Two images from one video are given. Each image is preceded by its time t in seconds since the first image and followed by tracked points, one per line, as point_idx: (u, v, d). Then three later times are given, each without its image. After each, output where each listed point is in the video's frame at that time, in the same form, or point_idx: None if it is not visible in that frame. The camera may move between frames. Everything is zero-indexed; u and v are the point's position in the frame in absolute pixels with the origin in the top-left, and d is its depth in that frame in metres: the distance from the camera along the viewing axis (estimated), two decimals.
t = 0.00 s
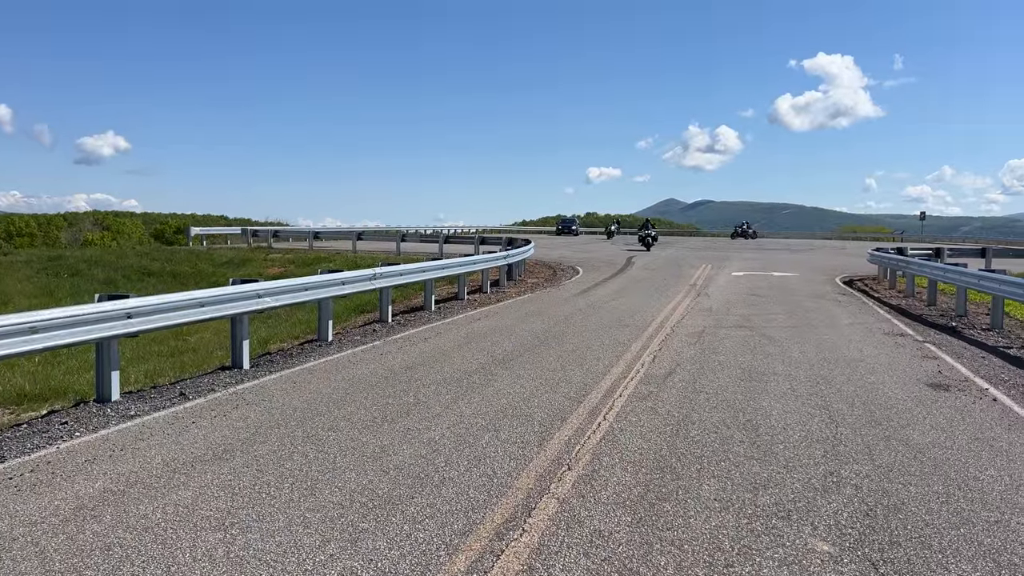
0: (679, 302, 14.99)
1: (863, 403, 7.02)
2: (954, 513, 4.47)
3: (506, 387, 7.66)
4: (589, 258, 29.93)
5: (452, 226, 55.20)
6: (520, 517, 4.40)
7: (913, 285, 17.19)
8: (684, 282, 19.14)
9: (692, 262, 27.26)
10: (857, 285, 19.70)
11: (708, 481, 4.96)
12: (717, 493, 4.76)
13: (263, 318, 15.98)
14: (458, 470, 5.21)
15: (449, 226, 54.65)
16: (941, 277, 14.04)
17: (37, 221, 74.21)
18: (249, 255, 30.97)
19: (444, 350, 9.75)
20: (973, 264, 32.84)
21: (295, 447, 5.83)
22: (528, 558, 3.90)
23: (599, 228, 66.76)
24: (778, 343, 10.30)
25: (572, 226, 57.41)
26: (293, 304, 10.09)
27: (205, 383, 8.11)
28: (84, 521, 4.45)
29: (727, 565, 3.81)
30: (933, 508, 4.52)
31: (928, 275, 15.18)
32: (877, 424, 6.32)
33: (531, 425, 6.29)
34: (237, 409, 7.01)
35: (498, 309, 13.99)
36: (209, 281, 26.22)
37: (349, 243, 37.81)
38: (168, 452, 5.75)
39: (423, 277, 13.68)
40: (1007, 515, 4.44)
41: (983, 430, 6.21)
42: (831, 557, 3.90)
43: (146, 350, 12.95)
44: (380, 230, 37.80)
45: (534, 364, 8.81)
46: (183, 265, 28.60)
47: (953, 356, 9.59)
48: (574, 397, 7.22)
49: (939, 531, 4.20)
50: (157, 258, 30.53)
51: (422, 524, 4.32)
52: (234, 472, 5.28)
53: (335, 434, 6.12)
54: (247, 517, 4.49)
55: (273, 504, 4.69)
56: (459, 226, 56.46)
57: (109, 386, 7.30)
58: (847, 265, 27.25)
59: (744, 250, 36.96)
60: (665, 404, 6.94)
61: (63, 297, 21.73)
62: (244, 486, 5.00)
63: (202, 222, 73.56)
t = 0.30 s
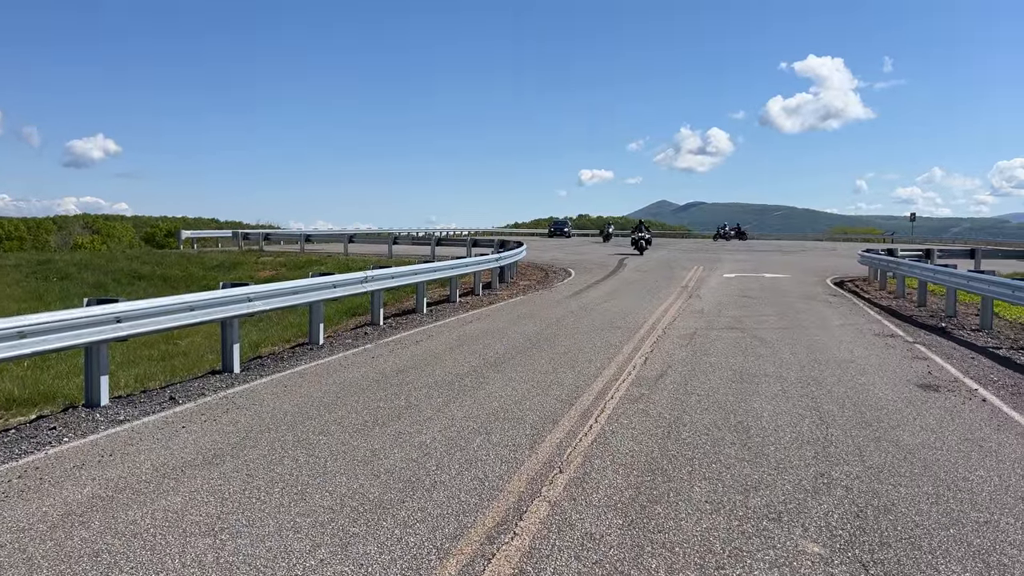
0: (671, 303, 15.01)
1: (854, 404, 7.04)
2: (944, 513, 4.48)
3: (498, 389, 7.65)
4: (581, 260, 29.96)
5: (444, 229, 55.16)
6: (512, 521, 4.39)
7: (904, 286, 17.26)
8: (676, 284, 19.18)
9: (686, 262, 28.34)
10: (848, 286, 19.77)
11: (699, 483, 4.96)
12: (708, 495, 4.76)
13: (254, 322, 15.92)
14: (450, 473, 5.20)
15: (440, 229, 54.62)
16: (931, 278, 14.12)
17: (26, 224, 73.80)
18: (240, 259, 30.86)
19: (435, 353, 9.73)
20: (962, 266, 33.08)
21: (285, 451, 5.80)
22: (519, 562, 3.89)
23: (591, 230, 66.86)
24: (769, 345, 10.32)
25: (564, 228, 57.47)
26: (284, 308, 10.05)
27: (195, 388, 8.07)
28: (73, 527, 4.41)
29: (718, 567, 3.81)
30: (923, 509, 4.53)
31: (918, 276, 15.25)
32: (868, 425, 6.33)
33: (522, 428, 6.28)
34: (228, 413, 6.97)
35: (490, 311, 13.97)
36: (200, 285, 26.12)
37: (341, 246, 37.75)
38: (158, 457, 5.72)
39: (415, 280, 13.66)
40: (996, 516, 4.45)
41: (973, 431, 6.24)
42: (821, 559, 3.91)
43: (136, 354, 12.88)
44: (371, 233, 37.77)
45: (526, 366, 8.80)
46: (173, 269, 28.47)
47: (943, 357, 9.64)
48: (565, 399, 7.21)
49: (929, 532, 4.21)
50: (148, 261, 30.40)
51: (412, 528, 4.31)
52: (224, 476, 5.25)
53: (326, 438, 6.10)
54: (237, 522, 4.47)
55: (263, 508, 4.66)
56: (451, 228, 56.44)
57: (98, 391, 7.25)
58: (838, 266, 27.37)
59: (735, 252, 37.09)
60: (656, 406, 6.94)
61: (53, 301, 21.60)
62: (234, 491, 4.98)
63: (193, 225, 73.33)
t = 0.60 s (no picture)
0: (663, 305, 15.03)
1: (846, 405, 7.06)
2: (935, 514, 4.50)
3: (490, 392, 7.64)
4: (573, 261, 29.98)
5: (437, 231, 55.12)
6: (504, 524, 4.38)
7: (895, 287, 17.33)
8: (669, 286, 19.20)
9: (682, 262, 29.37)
10: (839, 287, 19.84)
11: (692, 485, 4.96)
12: (700, 497, 4.76)
13: (245, 325, 15.86)
14: (442, 477, 5.19)
15: (434, 231, 54.59)
16: (922, 279, 14.19)
17: (16, 228, 73.44)
18: (232, 261, 30.74)
19: (428, 356, 9.71)
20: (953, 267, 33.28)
21: (277, 455, 5.77)
22: (512, 565, 3.88)
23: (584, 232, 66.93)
24: (761, 346, 10.34)
25: (556, 230, 57.51)
26: (276, 311, 10.01)
27: (186, 392, 8.02)
28: (62, 532, 4.38)
29: (711, 569, 3.81)
30: (914, 510, 4.55)
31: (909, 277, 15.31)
32: (859, 426, 6.35)
33: (515, 430, 6.27)
34: (219, 417, 6.94)
35: (483, 314, 13.95)
36: (192, 288, 26.01)
37: (333, 249, 37.70)
38: (148, 462, 5.68)
39: (408, 282, 13.64)
40: (988, 516, 4.47)
41: (964, 431, 6.27)
42: (813, 560, 3.91)
43: (127, 358, 12.81)
44: (364, 236, 37.70)
45: (518, 368, 8.79)
46: (165, 272, 28.34)
47: (934, 358, 9.68)
48: (558, 402, 7.21)
49: (920, 533, 4.22)
50: (139, 264, 30.27)
51: (405, 532, 4.29)
52: (215, 481, 5.22)
53: (318, 442, 6.07)
54: (228, 526, 4.44)
55: (255, 512, 4.64)
56: (444, 231, 56.43)
57: (89, 395, 7.21)
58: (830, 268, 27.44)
59: (727, 253, 37.17)
60: (649, 408, 6.95)
61: (43, 305, 21.47)
62: (226, 495, 4.95)
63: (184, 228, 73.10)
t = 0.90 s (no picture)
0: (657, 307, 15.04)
1: (839, 407, 7.08)
2: (929, 515, 4.51)
3: (485, 394, 7.63)
4: (567, 263, 30.02)
5: (431, 233, 55.08)
6: (499, 527, 4.37)
7: (888, 288, 17.38)
8: (663, 287, 19.21)
9: (676, 259, 32.97)
10: (833, 288, 19.90)
11: (686, 487, 4.96)
12: (695, 499, 4.77)
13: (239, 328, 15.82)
14: (437, 479, 5.18)
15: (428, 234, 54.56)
16: (914, 280, 14.26)
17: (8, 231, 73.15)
18: (225, 264, 30.71)
19: (422, 359, 9.70)
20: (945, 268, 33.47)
21: (270, 458, 5.75)
22: (507, 568, 3.87)
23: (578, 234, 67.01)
24: (755, 348, 10.36)
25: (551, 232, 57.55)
26: (269, 314, 9.98)
27: (179, 395, 7.98)
28: (55, 537, 4.35)
29: (706, 571, 3.82)
30: (908, 511, 4.56)
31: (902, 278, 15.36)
32: (853, 428, 6.36)
33: (509, 433, 6.27)
34: (212, 421, 6.92)
35: (477, 316, 13.94)
36: (185, 291, 25.95)
37: (327, 252, 37.66)
38: (141, 466, 5.65)
39: (402, 284, 13.62)
40: (981, 517, 4.48)
41: (956, 432, 6.30)
42: (808, 562, 3.91)
43: (119, 361, 12.75)
44: (357, 238, 37.68)
45: (512, 371, 8.79)
46: (158, 275, 28.27)
47: (927, 359, 9.71)
48: (552, 404, 7.21)
49: (914, 534, 4.23)
50: (132, 267, 30.19)
51: (399, 535, 4.28)
52: (209, 484, 5.20)
53: (312, 445, 6.06)
54: (222, 530, 4.42)
55: (249, 516, 4.62)
56: (438, 233, 56.41)
57: (81, 399, 7.17)
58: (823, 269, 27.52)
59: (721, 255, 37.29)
60: (643, 410, 6.95)
61: (35, 309, 21.38)
62: (219, 499, 4.93)
63: (177, 231, 72.96)
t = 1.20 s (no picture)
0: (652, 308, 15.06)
1: (835, 408, 7.09)
2: (924, 516, 4.51)
3: (481, 396, 7.62)
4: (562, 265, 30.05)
5: (426, 235, 55.05)
6: (495, 529, 4.36)
7: (883, 289, 17.41)
8: (658, 289, 19.23)
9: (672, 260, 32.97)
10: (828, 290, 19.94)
11: (682, 488, 4.96)
12: (691, 500, 4.76)
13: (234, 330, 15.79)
14: (432, 481, 5.17)
15: (423, 236, 54.51)
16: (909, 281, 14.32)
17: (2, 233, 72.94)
18: (220, 266, 30.65)
19: (418, 361, 9.68)
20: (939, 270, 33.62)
21: (265, 461, 5.74)
22: (503, 570, 3.86)
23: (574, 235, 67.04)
24: (750, 349, 10.36)
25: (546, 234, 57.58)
26: (264, 316, 9.96)
27: (174, 398, 7.95)
28: (49, 541, 4.33)
29: (702, 572, 3.82)
30: (903, 512, 4.57)
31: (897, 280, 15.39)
32: (848, 429, 6.37)
33: (505, 435, 6.26)
34: (207, 423, 6.89)
35: (472, 318, 13.92)
36: (180, 294, 25.88)
37: (322, 254, 37.62)
38: (136, 468, 5.63)
39: (397, 286, 13.60)
40: (976, 518, 4.49)
41: (951, 433, 6.30)
42: (804, 563, 3.91)
43: (114, 364, 12.70)
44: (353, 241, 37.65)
45: (508, 372, 8.78)
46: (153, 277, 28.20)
47: (922, 360, 9.73)
48: (548, 406, 7.19)
49: (909, 535, 4.24)
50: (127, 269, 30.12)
51: (394, 538, 4.27)
52: (203, 487, 5.18)
53: (307, 447, 6.04)
54: (216, 533, 4.40)
55: (244, 519, 4.60)
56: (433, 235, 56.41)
57: (76, 402, 7.14)
58: (819, 271, 27.56)
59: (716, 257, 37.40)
60: (639, 411, 6.96)
61: (29, 311, 21.29)
62: (214, 501, 4.91)
63: (172, 233, 72.84)
